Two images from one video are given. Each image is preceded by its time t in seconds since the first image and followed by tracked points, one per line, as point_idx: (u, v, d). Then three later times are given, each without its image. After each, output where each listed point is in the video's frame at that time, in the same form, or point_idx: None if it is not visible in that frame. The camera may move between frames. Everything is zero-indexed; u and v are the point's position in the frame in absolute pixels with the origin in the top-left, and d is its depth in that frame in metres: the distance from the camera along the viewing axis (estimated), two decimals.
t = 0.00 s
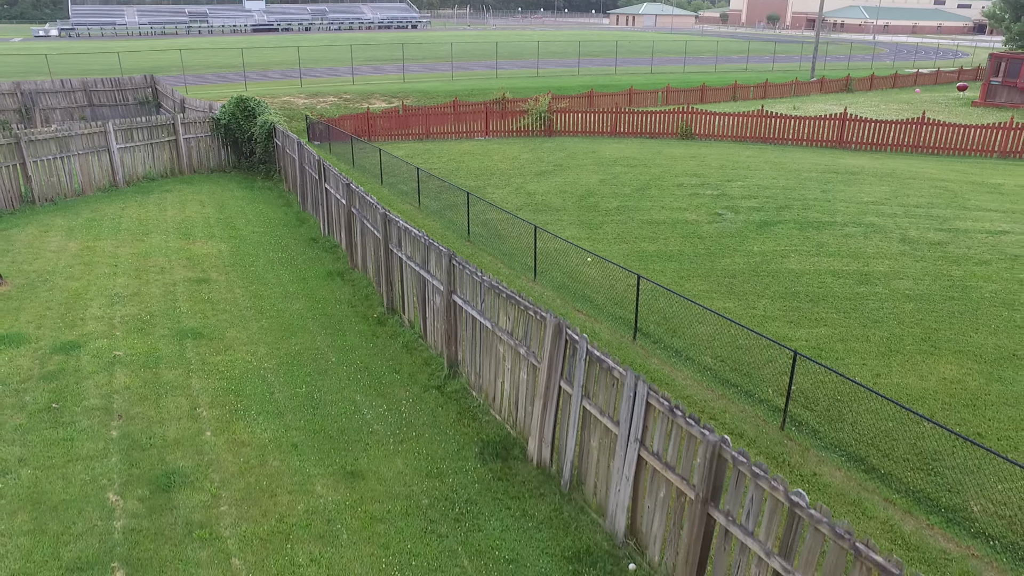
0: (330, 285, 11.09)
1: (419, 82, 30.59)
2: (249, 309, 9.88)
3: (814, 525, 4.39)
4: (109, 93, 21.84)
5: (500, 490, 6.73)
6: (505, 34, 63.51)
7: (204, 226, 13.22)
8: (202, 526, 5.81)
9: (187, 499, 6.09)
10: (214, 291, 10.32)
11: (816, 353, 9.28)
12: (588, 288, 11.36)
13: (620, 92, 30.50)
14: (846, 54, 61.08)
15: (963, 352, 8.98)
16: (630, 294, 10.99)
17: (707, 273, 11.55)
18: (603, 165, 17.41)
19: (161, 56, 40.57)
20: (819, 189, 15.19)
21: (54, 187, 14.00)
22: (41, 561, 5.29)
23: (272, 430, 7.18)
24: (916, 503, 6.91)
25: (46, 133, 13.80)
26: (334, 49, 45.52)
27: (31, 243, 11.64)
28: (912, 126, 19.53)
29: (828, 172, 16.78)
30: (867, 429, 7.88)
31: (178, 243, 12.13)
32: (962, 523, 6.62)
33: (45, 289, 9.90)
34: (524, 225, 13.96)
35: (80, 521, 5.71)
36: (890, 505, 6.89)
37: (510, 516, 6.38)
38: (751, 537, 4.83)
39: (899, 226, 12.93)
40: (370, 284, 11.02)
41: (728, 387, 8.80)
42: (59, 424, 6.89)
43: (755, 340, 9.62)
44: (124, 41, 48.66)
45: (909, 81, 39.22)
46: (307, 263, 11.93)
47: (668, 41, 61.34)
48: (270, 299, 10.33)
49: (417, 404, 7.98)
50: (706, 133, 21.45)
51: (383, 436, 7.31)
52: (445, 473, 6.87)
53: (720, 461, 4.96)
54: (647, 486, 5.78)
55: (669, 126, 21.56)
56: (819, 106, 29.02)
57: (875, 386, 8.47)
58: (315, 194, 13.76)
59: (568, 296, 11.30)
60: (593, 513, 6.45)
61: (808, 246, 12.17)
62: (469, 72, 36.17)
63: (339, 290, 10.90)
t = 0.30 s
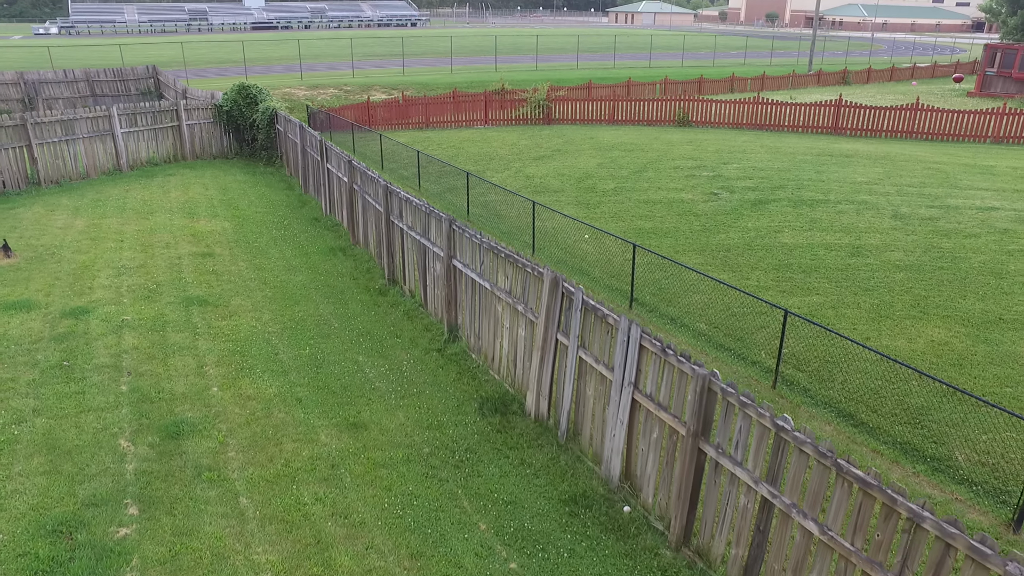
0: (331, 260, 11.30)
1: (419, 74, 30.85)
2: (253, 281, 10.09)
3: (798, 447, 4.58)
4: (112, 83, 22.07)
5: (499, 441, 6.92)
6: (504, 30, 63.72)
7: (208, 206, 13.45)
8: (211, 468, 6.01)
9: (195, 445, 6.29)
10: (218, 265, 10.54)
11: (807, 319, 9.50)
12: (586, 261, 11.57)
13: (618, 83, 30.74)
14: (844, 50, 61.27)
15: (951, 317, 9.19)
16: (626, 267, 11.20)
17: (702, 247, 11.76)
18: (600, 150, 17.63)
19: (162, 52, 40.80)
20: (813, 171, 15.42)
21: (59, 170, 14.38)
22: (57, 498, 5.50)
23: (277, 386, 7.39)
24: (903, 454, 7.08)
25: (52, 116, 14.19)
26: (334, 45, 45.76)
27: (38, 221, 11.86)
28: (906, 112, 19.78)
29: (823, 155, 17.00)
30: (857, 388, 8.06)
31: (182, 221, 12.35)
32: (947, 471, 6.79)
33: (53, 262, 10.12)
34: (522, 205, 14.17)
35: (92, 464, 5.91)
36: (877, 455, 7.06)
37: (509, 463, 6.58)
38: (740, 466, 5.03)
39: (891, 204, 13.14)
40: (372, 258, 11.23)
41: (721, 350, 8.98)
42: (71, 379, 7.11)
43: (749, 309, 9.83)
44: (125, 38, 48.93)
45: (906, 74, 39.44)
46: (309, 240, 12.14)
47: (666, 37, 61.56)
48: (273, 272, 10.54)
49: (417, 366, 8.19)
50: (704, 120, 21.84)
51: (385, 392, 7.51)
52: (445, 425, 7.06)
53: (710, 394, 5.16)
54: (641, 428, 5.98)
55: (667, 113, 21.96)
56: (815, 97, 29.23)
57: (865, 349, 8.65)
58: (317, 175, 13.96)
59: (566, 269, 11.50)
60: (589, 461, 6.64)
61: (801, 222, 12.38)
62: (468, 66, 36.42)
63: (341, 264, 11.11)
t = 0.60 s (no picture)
0: (334, 247, 11.52)
1: (420, 71, 31.09)
2: (258, 265, 10.31)
3: (784, 404, 4.79)
4: (116, 79, 22.32)
5: (498, 413, 7.12)
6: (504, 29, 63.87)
7: (212, 196, 13.67)
8: (219, 436, 6.22)
9: (204, 415, 6.50)
10: (224, 251, 10.75)
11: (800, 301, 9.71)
12: (585, 247, 11.77)
13: (618, 79, 30.97)
14: (843, 48, 61.42)
15: (941, 299, 9.38)
16: (623, 254, 11.40)
17: (699, 234, 11.97)
18: (599, 143, 17.83)
19: (164, 50, 41.04)
20: (809, 161, 15.61)
21: (66, 161, 14.65)
22: (72, 461, 5.71)
23: (282, 362, 7.60)
24: (892, 426, 7.25)
25: (58, 109, 14.46)
26: (335, 43, 45.97)
27: (46, 210, 12.09)
28: (902, 105, 20.04)
29: (819, 146, 17.20)
30: (849, 365, 8.25)
31: (187, 210, 12.58)
32: (934, 442, 6.96)
33: (63, 247, 10.35)
34: (522, 194, 14.38)
35: (106, 431, 6.13)
36: (867, 427, 7.23)
37: (508, 433, 6.78)
38: (729, 426, 5.24)
39: (886, 192, 13.33)
40: (375, 245, 11.44)
41: (716, 330, 9.16)
42: (83, 355, 7.33)
43: (744, 292, 10.03)
44: (127, 37, 49.16)
45: (905, 71, 39.61)
46: (312, 229, 12.35)
47: (666, 36, 61.70)
48: (277, 257, 10.76)
49: (419, 344, 8.39)
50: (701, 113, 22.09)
51: (387, 368, 7.72)
52: (446, 398, 7.26)
53: (701, 358, 5.37)
54: (636, 395, 6.19)
55: (665, 108, 22.22)
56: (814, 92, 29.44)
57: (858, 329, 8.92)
58: (320, 166, 14.17)
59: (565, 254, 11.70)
60: (586, 432, 6.84)
61: (797, 210, 12.59)
62: (469, 63, 36.60)
63: (344, 251, 11.32)
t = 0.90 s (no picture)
0: (336, 234, 11.68)
1: (421, 68, 31.27)
2: (260, 250, 10.47)
3: (772, 365, 4.93)
4: (118, 75, 22.49)
5: (496, 387, 7.27)
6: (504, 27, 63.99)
7: (215, 186, 13.83)
8: (223, 406, 6.37)
9: (208, 387, 6.65)
10: (226, 236, 10.91)
11: (795, 284, 9.84)
12: (583, 233, 11.90)
13: (618, 75, 31.13)
14: (843, 46, 61.53)
15: (933, 280, 9.52)
16: (621, 240, 11.54)
17: (695, 220, 12.11)
18: (598, 135, 17.98)
19: (166, 48, 41.23)
20: (806, 152, 15.75)
21: (70, 152, 14.82)
22: (80, 428, 5.87)
23: (284, 339, 7.75)
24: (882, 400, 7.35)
25: (63, 100, 14.65)
26: (337, 41, 46.13)
27: (51, 198, 12.26)
28: (900, 98, 20.28)
29: (816, 138, 17.33)
30: (841, 343, 8.39)
31: (190, 199, 12.74)
32: (924, 414, 7.06)
33: (68, 233, 10.51)
34: (522, 184, 14.53)
35: (112, 401, 6.29)
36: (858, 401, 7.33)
37: (505, 406, 6.92)
38: (720, 390, 5.39)
39: (881, 181, 13.46)
40: (375, 232, 11.58)
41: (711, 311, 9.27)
42: (89, 332, 7.49)
43: (739, 275, 10.17)
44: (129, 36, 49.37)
45: (904, 69, 39.71)
46: (314, 217, 12.51)
47: (667, 34, 61.79)
48: (279, 243, 10.91)
49: (418, 324, 8.54)
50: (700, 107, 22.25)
51: (387, 345, 7.87)
52: (444, 373, 7.40)
53: (693, 324, 5.52)
54: (630, 366, 6.34)
55: (664, 102, 22.41)
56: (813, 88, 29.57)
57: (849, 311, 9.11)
58: (322, 157, 14.34)
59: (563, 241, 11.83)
60: (582, 405, 6.99)
61: (793, 198, 12.73)
62: (469, 60, 36.76)
63: (345, 237, 11.48)
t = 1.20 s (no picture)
0: (335, 218, 11.76)
1: (421, 63, 31.37)
2: (259, 233, 10.56)
3: (763, 323, 5.01)
4: (119, 68, 22.59)
5: (492, 359, 7.35)
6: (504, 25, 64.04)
7: (215, 174, 13.93)
8: (222, 375, 6.46)
9: (207, 357, 6.74)
10: (226, 220, 11.00)
11: (791, 264, 9.91)
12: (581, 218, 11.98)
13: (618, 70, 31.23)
14: (843, 43, 61.53)
15: (927, 260, 9.59)
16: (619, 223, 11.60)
17: (693, 205, 12.17)
18: (596, 126, 18.06)
19: (167, 45, 41.34)
20: (803, 140, 15.82)
21: (71, 141, 15.00)
22: (81, 394, 5.95)
23: (283, 314, 7.83)
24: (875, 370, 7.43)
25: (63, 89, 14.81)
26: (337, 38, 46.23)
27: (52, 184, 12.36)
28: (898, 88, 20.50)
29: (814, 127, 17.40)
30: (835, 318, 8.43)
31: (190, 185, 12.84)
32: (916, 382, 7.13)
33: (69, 216, 10.60)
34: (520, 172, 14.60)
35: (113, 369, 6.38)
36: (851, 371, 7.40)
37: (501, 376, 7.00)
38: (712, 352, 5.47)
39: (878, 167, 13.53)
40: (374, 217, 11.67)
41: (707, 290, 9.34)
42: (90, 307, 7.58)
43: (735, 256, 10.25)
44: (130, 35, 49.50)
45: (904, 64, 39.77)
46: (313, 203, 12.60)
47: (667, 31, 61.79)
48: (278, 227, 10.99)
49: (415, 301, 8.62)
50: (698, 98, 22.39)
51: (385, 320, 7.95)
52: (441, 346, 7.48)
53: (685, 287, 5.61)
54: (624, 334, 6.43)
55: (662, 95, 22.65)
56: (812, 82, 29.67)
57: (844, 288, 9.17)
58: (321, 147, 14.44)
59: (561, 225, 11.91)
60: (577, 376, 7.07)
61: (789, 183, 12.80)
62: (469, 57, 36.84)
63: (344, 222, 11.57)
